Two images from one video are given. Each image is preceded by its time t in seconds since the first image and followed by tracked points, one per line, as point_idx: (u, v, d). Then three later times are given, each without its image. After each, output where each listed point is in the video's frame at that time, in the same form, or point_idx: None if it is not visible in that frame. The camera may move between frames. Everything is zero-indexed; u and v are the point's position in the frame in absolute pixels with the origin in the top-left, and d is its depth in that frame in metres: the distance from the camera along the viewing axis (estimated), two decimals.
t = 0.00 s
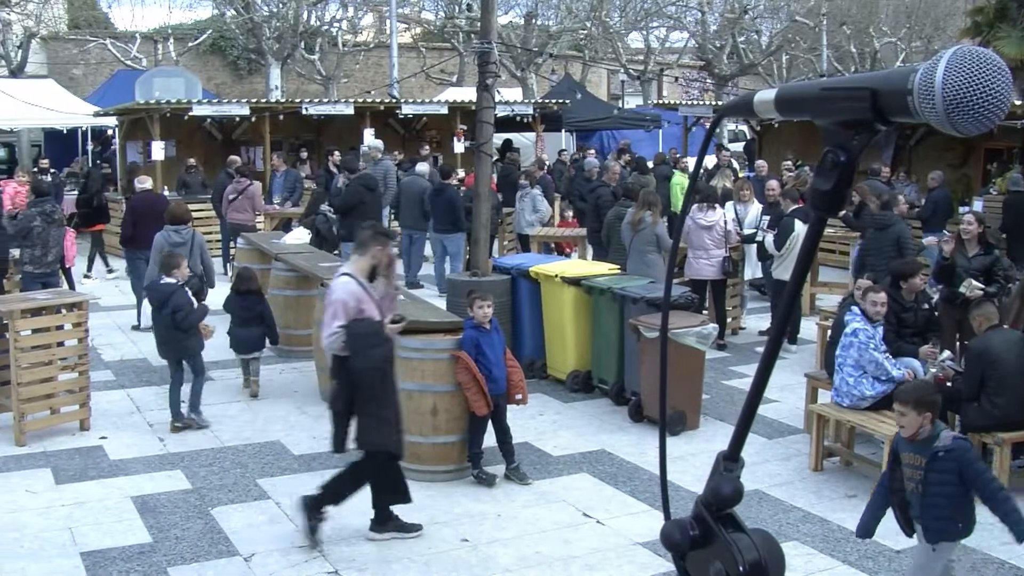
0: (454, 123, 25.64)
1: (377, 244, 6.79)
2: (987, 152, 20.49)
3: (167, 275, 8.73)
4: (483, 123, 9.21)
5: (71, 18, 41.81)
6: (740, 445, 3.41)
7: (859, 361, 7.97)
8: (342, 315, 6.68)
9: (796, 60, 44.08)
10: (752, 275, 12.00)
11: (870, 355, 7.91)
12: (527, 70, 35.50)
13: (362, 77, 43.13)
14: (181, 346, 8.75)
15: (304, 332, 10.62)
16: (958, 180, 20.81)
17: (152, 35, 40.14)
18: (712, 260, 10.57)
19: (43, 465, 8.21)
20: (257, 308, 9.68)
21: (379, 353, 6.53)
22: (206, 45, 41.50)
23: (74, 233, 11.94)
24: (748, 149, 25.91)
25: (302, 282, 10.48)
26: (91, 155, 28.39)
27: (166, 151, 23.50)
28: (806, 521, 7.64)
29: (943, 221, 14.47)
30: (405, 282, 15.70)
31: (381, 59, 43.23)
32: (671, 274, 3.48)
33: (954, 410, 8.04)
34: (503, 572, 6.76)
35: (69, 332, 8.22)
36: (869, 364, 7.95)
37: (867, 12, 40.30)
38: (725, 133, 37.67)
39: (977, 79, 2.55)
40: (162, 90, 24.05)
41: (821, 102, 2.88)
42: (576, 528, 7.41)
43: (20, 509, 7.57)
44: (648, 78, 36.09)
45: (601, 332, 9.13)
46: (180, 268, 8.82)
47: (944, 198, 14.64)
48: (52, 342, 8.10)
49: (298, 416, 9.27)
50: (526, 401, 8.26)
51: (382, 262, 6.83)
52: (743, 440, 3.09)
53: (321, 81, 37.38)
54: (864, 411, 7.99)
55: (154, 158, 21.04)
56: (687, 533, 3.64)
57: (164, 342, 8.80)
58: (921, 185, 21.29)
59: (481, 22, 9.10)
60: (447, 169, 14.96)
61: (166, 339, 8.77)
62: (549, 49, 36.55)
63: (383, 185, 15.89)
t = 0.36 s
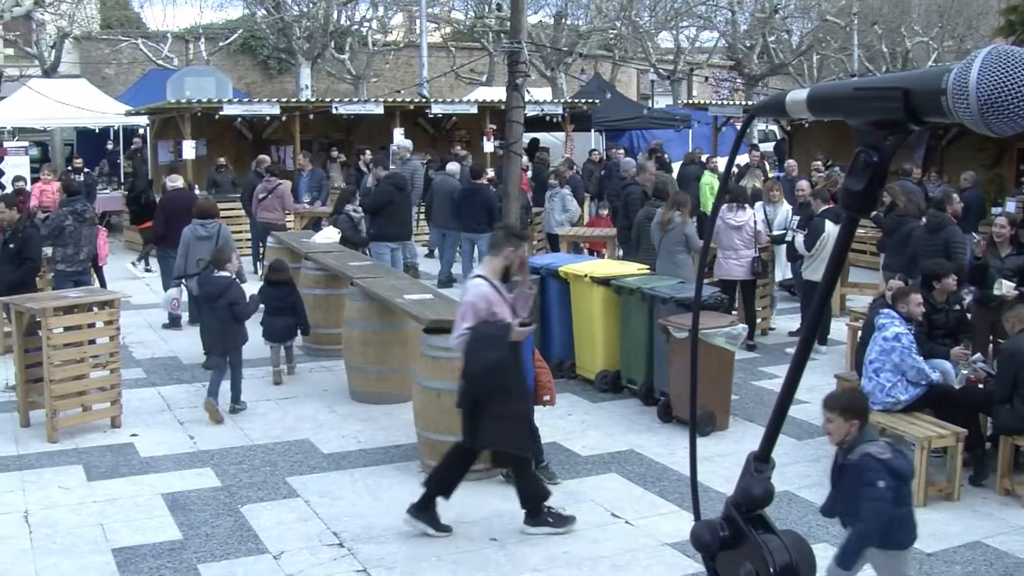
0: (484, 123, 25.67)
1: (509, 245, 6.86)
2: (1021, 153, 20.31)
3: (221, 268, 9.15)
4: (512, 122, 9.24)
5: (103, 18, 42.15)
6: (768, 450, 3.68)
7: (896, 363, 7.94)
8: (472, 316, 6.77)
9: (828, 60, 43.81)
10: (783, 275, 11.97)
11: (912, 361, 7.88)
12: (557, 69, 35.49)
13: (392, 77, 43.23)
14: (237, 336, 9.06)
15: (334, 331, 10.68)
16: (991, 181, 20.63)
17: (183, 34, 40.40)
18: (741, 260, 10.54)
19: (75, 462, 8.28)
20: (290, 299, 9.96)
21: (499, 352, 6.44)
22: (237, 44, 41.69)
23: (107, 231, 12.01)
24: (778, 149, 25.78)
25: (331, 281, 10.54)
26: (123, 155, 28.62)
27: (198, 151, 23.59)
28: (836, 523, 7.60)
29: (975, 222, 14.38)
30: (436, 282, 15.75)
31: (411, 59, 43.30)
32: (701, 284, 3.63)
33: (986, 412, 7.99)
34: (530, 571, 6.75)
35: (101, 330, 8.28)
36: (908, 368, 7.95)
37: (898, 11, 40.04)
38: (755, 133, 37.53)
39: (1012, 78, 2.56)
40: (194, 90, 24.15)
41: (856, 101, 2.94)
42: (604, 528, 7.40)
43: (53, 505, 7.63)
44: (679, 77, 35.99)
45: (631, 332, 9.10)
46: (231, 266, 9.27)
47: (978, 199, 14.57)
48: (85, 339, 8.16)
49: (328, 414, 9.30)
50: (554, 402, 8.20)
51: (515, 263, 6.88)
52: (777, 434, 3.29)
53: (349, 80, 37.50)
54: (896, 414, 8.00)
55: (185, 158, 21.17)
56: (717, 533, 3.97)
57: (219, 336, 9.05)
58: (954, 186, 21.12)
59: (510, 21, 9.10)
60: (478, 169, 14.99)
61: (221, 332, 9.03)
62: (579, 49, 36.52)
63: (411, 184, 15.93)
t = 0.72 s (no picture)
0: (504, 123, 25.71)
1: (630, 240, 7.35)
2: None
3: (256, 260, 9.48)
4: (534, 122, 9.26)
5: (125, 17, 42.36)
6: (791, 447, 3.44)
7: (920, 364, 7.91)
8: (608, 308, 7.21)
9: (850, 61, 43.70)
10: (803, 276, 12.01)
11: (935, 362, 7.86)
12: (578, 69, 35.51)
13: (413, 77, 43.32)
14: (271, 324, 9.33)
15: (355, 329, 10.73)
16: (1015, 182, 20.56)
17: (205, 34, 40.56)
18: (761, 261, 10.54)
19: (97, 459, 8.30)
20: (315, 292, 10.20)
21: (644, 341, 6.93)
22: (259, 43, 41.82)
23: (130, 230, 12.07)
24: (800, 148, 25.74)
25: (352, 280, 10.60)
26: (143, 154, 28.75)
27: (219, 150, 23.66)
28: (857, 524, 7.58)
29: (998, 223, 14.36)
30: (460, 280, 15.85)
31: (433, 58, 43.39)
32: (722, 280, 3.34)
33: (1008, 415, 7.97)
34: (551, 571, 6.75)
35: (123, 328, 8.30)
36: (931, 370, 7.90)
37: (921, 11, 39.96)
38: (777, 134, 37.50)
39: None
40: (215, 90, 24.22)
41: (881, 101, 2.80)
42: (624, 529, 7.39)
43: (75, 501, 7.66)
44: (701, 77, 35.97)
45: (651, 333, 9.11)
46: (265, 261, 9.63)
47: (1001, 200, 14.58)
48: (107, 337, 8.19)
49: (349, 413, 9.31)
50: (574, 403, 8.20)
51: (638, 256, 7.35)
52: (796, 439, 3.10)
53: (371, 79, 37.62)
54: (917, 415, 7.94)
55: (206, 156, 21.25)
56: (740, 534, 3.69)
57: (253, 325, 9.33)
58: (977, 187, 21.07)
59: (532, 21, 9.11)
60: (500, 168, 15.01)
61: (254, 321, 9.32)
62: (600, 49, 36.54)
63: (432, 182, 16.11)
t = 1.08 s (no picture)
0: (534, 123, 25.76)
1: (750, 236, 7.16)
2: None
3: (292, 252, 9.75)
4: (563, 122, 9.28)
5: (156, 17, 42.67)
6: (822, 450, 3.45)
7: (944, 365, 7.89)
8: (714, 302, 7.14)
9: (880, 62, 43.56)
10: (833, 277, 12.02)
11: (958, 360, 7.84)
12: (608, 69, 35.54)
13: (443, 77, 43.43)
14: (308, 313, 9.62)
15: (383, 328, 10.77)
16: None
17: (235, 34, 40.84)
18: (790, 262, 10.58)
19: (126, 456, 8.34)
20: (339, 283, 10.44)
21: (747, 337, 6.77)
22: (289, 42, 41.99)
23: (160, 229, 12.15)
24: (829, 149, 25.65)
25: (381, 280, 10.63)
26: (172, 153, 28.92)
27: (249, 149, 23.77)
28: (884, 527, 7.54)
29: None
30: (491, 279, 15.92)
31: (462, 58, 43.45)
32: (757, 288, 3.72)
33: None
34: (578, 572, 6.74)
35: (152, 326, 8.34)
36: (956, 369, 7.87)
37: (952, 11, 39.78)
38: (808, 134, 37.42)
39: None
40: (245, 89, 24.32)
41: (915, 104, 2.83)
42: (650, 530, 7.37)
43: (104, 498, 7.70)
44: (730, 77, 35.90)
45: (679, 335, 9.11)
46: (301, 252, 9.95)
47: None
48: (135, 335, 8.23)
49: (377, 412, 9.33)
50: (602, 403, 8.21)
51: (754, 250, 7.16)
52: (830, 438, 3.14)
53: (400, 79, 37.74)
54: (946, 417, 7.88)
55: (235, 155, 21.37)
56: (770, 536, 3.74)
57: (292, 315, 9.63)
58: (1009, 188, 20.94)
59: (562, 22, 9.13)
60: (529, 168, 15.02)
61: (293, 310, 9.60)
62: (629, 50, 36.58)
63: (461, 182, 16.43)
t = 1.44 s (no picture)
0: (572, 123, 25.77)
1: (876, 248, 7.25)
2: None
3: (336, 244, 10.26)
4: (602, 122, 9.29)
5: (196, 17, 42.97)
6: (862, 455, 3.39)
7: (983, 368, 7.83)
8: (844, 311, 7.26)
9: (921, 62, 43.20)
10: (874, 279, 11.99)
11: (998, 363, 7.78)
12: (646, 69, 35.48)
13: (482, 77, 43.44)
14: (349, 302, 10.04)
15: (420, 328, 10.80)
16: None
17: (274, 33, 41.05)
18: (827, 263, 10.63)
19: (164, 453, 8.39)
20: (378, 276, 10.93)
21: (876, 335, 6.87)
22: (328, 42, 42.17)
23: (198, 228, 12.21)
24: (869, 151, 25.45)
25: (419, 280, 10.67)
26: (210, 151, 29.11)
27: (288, 148, 23.86)
28: (923, 532, 7.48)
29: None
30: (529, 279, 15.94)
31: (501, 58, 43.40)
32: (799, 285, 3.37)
33: None
34: (613, 573, 6.72)
35: (192, 324, 8.38)
36: (996, 372, 7.80)
37: (995, 11, 39.39)
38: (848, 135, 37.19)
39: None
40: (284, 88, 24.45)
41: (960, 104, 2.70)
42: (687, 531, 7.35)
43: (143, 494, 7.75)
44: (770, 77, 35.73)
45: (719, 337, 9.11)
46: (343, 250, 10.70)
47: None
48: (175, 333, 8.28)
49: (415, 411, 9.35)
50: (639, 404, 8.21)
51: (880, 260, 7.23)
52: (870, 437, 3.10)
53: (439, 80, 37.77)
54: (986, 421, 7.79)
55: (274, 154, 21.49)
56: (810, 539, 3.78)
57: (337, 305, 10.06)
58: None
59: (601, 21, 9.13)
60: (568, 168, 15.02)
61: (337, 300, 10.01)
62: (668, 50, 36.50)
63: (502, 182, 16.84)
